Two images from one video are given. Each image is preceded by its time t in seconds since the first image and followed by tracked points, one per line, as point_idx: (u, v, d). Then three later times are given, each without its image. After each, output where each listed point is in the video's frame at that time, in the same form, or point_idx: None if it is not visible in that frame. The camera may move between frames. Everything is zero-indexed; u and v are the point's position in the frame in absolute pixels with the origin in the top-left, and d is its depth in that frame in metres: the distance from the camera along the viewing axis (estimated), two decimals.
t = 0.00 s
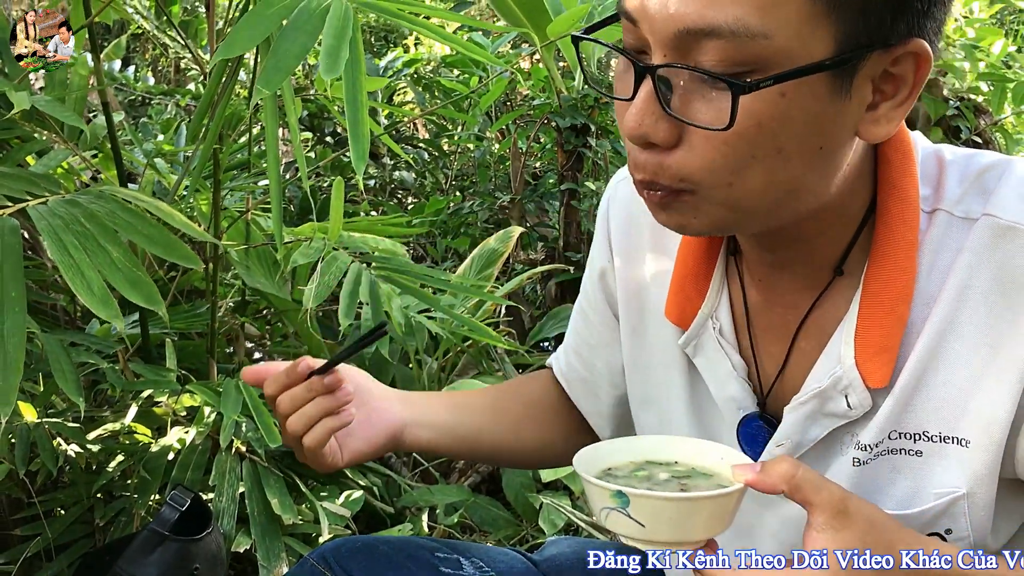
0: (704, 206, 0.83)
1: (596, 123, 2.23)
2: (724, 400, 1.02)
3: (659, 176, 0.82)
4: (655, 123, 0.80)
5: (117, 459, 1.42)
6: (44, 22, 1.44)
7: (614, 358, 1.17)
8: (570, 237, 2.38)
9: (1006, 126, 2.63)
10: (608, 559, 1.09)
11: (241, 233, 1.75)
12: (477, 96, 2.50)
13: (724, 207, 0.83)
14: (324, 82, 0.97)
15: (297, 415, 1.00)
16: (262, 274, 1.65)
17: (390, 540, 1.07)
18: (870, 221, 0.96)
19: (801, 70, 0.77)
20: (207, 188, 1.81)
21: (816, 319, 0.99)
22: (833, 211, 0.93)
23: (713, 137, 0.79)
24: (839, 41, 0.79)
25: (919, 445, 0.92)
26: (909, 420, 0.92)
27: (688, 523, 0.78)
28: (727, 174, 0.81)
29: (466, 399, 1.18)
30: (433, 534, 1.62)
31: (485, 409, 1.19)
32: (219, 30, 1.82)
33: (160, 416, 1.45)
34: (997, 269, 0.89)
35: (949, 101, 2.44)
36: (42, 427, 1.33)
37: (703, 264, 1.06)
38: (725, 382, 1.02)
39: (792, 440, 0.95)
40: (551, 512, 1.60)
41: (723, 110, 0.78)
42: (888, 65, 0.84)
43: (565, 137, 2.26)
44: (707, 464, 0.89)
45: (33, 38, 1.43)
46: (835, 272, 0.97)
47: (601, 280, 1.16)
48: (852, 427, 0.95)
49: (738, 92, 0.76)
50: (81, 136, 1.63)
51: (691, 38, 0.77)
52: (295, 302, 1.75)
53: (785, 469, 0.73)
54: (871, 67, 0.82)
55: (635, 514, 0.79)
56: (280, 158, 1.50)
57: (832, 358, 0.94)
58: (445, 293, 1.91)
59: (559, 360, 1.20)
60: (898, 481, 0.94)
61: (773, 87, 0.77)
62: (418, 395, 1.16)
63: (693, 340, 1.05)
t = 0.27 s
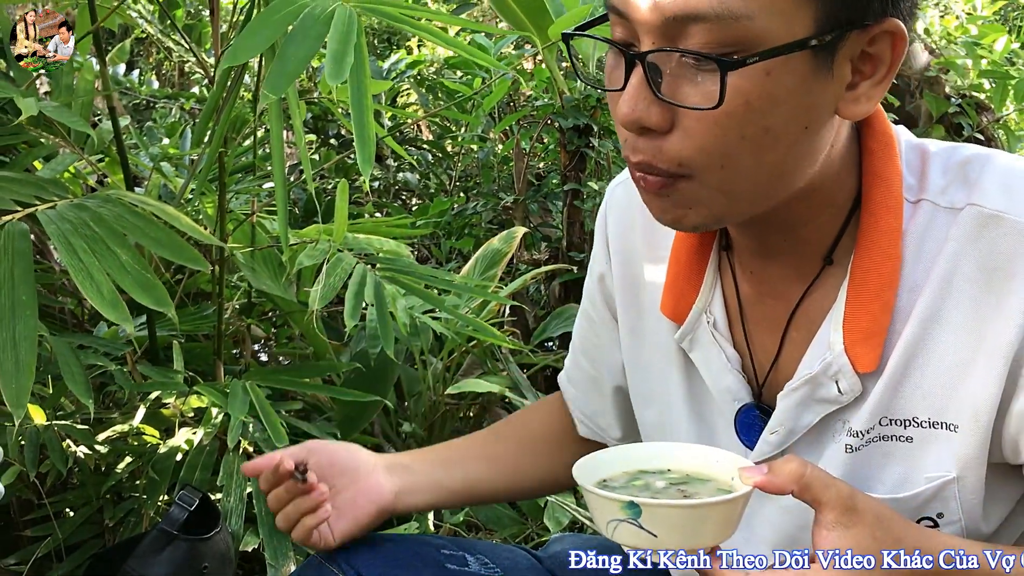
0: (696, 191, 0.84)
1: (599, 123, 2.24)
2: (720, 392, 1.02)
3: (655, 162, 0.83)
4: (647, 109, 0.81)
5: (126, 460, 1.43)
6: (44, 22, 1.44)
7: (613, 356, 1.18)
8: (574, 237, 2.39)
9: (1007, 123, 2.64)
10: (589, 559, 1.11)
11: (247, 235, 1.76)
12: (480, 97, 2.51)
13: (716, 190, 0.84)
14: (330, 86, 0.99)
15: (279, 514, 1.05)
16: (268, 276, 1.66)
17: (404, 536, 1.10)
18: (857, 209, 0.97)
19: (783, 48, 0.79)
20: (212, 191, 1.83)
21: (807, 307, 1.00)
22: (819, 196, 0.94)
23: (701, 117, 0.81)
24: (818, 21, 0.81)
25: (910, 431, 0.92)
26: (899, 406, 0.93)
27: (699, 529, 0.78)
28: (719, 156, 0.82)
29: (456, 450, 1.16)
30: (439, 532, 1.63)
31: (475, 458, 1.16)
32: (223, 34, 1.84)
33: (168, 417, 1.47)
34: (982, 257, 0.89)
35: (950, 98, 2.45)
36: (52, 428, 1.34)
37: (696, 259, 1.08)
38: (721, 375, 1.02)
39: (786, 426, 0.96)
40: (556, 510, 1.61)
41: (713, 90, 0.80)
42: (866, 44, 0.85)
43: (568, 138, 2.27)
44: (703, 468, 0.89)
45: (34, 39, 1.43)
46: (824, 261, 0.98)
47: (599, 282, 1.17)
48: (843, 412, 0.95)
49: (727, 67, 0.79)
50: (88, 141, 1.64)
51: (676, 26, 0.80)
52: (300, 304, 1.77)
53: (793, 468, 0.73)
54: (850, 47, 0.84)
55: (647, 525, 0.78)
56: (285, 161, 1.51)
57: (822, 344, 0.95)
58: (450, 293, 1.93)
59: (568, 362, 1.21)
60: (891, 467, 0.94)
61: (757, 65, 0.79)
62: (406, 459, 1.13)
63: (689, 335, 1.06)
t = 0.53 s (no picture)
0: (686, 181, 0.85)
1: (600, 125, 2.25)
2: (712, 386, 1.03)
3: (645, 157, 0.85)
4: (638, 104, 0.83)
5: (135, 462, 1.45)
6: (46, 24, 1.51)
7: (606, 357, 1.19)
8: (577, 238, 2.41)
9: (1009, 122, 2.64)
10: (573, 559, 1.12)
11: (252, 239, 1.78)
12: (483, 100, 2.52)
13: (707, 179, 0.85)
14: (333, 92, 1.00)
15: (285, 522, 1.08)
16: (274, 279, 1.68)
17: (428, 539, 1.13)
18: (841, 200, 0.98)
19: (765, 37, 0.81)
20: (218, 196, 1.85)
21: (795, 299, 1.01)
22: (805, 187, 0.95)
23: (689, 110, 0.82)
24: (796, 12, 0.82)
25: (897, 416, 0.93)
26: (886, 390, 0.93)
27: (695, 513, 0.79)
28: (708, 146, 0.83)
29: (468, 466, 1.17)
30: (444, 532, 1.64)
31: (482, 476, 1.16)
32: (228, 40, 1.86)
33: (175, 420, 1.48)
34: (963, 242, 0.90)
35: (952, 97, 2.46)
36: (61, 431, 1.36)
37: (686, 255, 1.09)
38: (714, 369, 1.03)
39: (778, 413, 0.96)
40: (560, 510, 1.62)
41: (699, 83, 0.82)
42: (841, 34, 0.87)
43: (570, 140, 2.29)
44: (691, 455, 0.90)
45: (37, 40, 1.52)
46: (811, 252, 0.99)
47: (593, 286, 1.18)
48: (833, 399, 0.96)
49: (715, 57, 0.80)
50: (95, 147, 1.66)
51: (660, 25, 0.81)
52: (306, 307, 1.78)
53: (784, 451, 0.74)
54: (827, 37, 0.85)
55: (644, 510, 0.79)
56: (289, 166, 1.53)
57: (811, 332, 0.96)
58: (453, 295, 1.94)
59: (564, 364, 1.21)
60: (880, 452, 0.95)
61: (739, 56, 0.81)
62: (419, 475, 1.15)
63: (682, 332, 1.06)
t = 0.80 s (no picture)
0: (674, 180, 0.86)
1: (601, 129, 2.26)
2: (706, 382, 1.04)
3: (634, 156, 0.85)
4: (626, 105, 0.84)
5: (139, 466, 1.46)
6: (44, 22, 1.44)
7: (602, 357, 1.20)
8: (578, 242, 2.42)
9: (1010, 124, 2.65)
10: (554, 559, 1.13)
11: (255, 245, 1.79)
12: (485, 105, 2.53)
13: (694, 177, 0.86)
14: (333, 102, 1.01)
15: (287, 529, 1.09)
16: (277, 285, 1.69)
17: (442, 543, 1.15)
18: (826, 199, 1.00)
19: (747, 37, 0.82)
20: (221, 202, 1.86)
21: (783, 297, 1.01)
22: (790, 185, 0.96)
23: (675, 109, 0.83)
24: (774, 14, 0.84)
25: (884, 410, 0.93)
26: (872, 385, 0.94)
27: (684, 506, 0.80)
28: (694, 144, 0.84)
29: (469, 471, 1.18)
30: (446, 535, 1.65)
31: (485, 481, 1.17)
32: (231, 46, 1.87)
33: (179, 424, 1.49)
34: (945, 239, 0.91)
35: (952, 100, 2.46)
36: (66, 436, 1.37)
37: (677, 255, 1.10)
38: (705, 366, 1.04)
39: (767, 409, 0.97)
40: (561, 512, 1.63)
41: (685, 83, 0.83)
42: (819, 35, 0.88)
43: (571, 144, 2.30)
44: (682, 448, 0.91)
45: (33, 39, 1.44)
46: (796, 250, 1.00)
47: (589, 287, 1.19)
48: (820, 395, 0.97)
49: (699, 56, 0.82)
50: (99, 154, 1.68)
51: (646, 29, 0.82)
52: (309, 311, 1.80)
53: (771, 447, 0.75)
54: (807, 37, 0.87)
55: (636, 504, 0.80)
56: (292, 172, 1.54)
57: (798, 327, 0.96)
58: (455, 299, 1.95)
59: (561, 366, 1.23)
60: (867, 446, 0.95)
61: (722, 55, 0.82)
62: (421, 481, 1.16)
63: (675, 330, 1.07)
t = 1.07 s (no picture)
0: (670, 178, 0.87)
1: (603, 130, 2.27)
2: (704, 379, 1.05)
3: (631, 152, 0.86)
4: (619, 103, 0.84)
5: (142, 465, 1.47)
6: (44, 22, 1.45)
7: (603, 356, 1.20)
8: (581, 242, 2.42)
9: (1013, 125, 2.64)
10: (536, 559, 1.14)
11: (258, 245, 1.80)
12: (487, 105, 2.54)
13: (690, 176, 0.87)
14: (333, 103, 1.02)
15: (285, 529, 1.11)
16: (280, 285, 1.70)
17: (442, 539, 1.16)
18: (819, 195, 1.00)
19: (736, 34, 0.83)
20: (225, 203, 1.87)
21: (779, 294, 1.02)
22: (783, 182, 0.97)
23: (669, 105, 0.84)
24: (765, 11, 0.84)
25: (880, 404, 0.94)
26: (869, 380, 0.94)
27: (686, 500, 0.80)
28: (688, 141, 0.85)
29: (471, 471, 1.19)
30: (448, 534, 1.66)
31: (488, 481, 1.18)
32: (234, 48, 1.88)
33: (182, 423, 1.49)
34: (940, 234, 0.92)
35: (954, 101, 2.46)
36: (70, 435, 1.38)
37: (675, 253, 1.10)
38: (704, 363, 1.05)
39: (764, 403, 0.97)
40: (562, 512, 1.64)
41: (677, 80, 0.83)
42: (807, 34, 0.88)
43: (574, 144, 2.30)
44: (683, 443, 0.91)
45: (34, 39, 1.45)
46: (791, 247, 1.01)
47: (589, 286, 1.19)
48: (816, 389, 0.97)
49: (692, 52, 0.82)
50: (104, 155, 1.69)
51: (638, 26, 0.83)
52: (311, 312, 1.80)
53: (770, 440, 0.75)
54: (795, 35, 0.87)
55: (637, 498, 0.80)
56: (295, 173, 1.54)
57: (795, 323, 0.97)
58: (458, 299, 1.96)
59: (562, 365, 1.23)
60: (863, 440, 0.95)
61: (713, 51, 0.82)
62: (424, 479, 1.17)
63: (673, 327, 1.08)
